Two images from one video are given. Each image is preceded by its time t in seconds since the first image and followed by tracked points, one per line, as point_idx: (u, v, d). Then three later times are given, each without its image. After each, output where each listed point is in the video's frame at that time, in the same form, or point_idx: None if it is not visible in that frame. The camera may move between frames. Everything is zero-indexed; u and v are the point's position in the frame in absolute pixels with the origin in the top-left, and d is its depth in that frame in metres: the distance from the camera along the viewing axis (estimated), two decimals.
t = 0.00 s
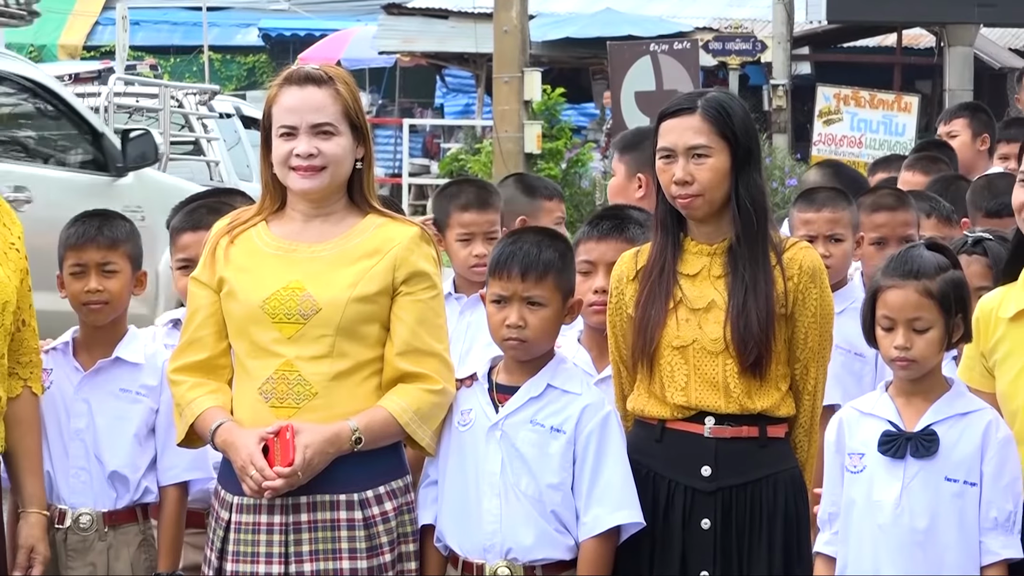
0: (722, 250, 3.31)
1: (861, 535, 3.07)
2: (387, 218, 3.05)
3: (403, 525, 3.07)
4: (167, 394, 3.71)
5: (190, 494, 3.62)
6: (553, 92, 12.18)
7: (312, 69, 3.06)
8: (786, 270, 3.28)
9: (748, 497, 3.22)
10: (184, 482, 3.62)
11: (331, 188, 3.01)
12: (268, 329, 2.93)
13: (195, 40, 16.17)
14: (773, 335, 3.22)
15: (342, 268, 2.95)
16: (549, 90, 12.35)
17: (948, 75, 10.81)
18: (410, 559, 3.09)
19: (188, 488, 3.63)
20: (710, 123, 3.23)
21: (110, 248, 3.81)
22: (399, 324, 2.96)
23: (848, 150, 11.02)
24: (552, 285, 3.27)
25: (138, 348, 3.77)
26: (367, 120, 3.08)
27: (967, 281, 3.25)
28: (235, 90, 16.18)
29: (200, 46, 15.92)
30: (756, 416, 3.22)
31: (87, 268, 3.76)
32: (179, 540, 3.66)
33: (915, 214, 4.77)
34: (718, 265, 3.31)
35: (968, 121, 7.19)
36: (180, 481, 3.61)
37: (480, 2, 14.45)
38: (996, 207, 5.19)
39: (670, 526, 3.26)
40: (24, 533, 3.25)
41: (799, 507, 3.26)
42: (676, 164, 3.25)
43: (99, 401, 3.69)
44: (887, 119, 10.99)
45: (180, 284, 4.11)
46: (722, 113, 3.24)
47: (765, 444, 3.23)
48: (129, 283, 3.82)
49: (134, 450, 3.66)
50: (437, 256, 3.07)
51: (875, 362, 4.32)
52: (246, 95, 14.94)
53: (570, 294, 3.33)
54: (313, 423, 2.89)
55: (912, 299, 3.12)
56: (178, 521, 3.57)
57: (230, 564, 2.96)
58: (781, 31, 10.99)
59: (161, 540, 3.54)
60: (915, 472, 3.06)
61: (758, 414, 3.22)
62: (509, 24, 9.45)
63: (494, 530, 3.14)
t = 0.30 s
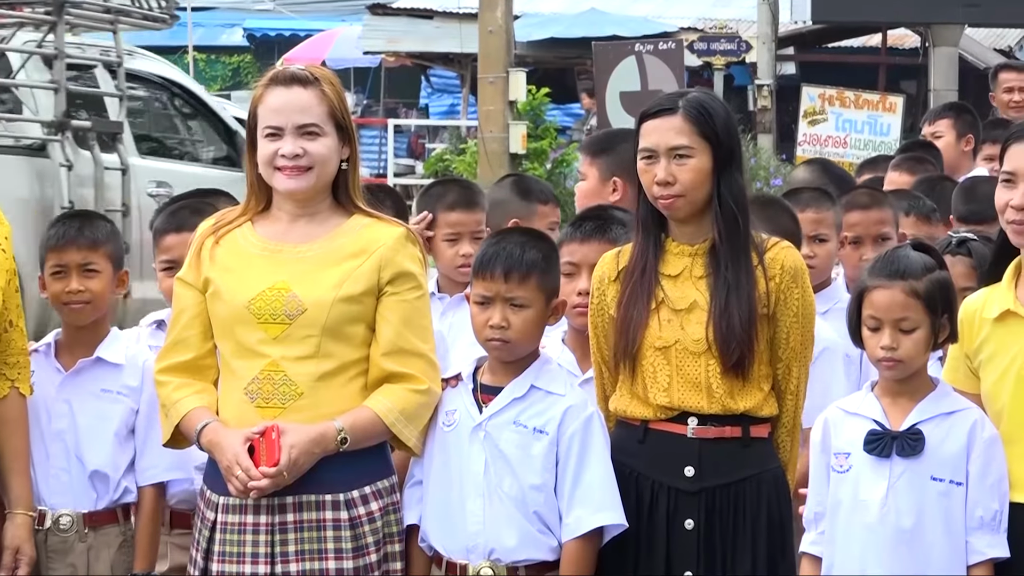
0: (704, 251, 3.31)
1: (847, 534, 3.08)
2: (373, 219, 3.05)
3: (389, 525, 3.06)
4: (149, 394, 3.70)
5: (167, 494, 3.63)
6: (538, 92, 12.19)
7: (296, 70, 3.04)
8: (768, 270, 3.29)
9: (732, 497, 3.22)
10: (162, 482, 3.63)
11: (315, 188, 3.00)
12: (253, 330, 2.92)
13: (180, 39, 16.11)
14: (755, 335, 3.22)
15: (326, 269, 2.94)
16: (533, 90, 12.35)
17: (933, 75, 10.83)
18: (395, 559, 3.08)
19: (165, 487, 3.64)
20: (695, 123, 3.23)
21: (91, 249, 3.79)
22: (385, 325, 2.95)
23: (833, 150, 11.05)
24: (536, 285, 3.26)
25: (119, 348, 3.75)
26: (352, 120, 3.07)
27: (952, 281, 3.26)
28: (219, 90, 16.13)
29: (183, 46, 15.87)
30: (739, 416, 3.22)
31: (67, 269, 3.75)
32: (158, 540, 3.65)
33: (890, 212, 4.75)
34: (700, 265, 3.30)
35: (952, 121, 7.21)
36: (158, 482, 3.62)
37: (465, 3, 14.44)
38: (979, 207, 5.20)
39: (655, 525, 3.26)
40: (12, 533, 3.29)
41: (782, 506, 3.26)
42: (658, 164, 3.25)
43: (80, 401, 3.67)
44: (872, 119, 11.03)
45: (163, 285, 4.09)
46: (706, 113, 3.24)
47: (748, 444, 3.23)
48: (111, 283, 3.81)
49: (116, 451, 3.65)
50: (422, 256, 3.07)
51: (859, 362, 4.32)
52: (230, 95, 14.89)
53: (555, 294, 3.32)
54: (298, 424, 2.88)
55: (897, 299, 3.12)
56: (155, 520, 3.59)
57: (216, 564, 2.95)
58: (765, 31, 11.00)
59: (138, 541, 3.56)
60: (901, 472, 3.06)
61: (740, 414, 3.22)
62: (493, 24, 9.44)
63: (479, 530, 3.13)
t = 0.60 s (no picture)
0: (686, 251, 3.30)
1: (835, 534, 3.07)
2: (359, 219, 3.03)
3: (375, 525, 3.05)
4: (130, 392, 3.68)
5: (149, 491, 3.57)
6: (525, 92, 12.19)
7: (282, 70, 3.03)
8: (750, 271, 3.28)
9: (718, 496, 3.21)
10: (142, 480, 3.58)
11: (300, 188, 2.98)
12: (238, 330, 2.90)
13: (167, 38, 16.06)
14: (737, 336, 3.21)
15: (310, 268, 2.92)
16: (520, 90, 12.34)
17: (920, 75, 10.82)
18: (381, 559, 3.06)
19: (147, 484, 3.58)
20: (680, 124, 3.22)
21: (72, 248, 3.76)
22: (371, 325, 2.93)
23: (820, 151, 11.06)
24: (521, 285, 3.25)
25: (101, 347, 3.73)
26: (337, 120, 3.05)
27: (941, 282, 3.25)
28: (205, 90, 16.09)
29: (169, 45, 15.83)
30: (722, 417, 3.21)
31: (50, 270, 3.72)
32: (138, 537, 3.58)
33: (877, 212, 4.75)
34: (682, 265, 3.29)
35: (940, 122, 7.20)
36: (139, 478, 3.57)
37: (452, 3, 14.43)
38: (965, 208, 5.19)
39: (641, 525, 3.25)
40: None
41: (768, 507, 3.26)
42: (640, 164, 3.24)
43: (61, 401, 3.65)
44: (859, 119, 11.01)
45: (148, 285, 4.07)
46: (690, 114, 3.24)
47: (732, 444, 3.22)
48: (93, 282, 3.79)
49: (98, 451, 3.62)
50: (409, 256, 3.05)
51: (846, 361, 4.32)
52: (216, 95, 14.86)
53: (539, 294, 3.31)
54: (283, 423, 2.86)
55: (883, 299, 3.12)
56: (134, 518, 3.53)
57: (201, 564, 2.93)
58: (752, 31, 11.01)
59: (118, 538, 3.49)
60: (888, 472, 3.05)
61: (723, 415, 3.21)
62: (480, 24, 9.42)
63: (464, 530, 3.12)
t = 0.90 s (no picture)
0: (658, 250, 3.28)
1: (811, 533, 3.07)
2: (331, 218, 3.00)
3: (348, 525, 3.02)
4: (105, 393, 3.62)
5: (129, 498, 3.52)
6: (501, 92, 12.18)
7: (253, 70, 3.00)
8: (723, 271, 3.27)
9: (692, 494, 3.20)
10: (122, 486, 3.52)
11: (271, 188, 2.94)
12: (209, 329, 2.87)
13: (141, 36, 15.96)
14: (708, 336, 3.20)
15: (282, 267, 2.89)
16: (495, 90, 12.33)
17: (894, 75, 10.85)
18: (354, 559, 3.03)
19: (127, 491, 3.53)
20: (657, 123, 3.21)
21: (48, 251, 3.68)
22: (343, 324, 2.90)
23: (794, 151, 11.10)
24: (496, 285, 3.23)
25: (76, 349, 3.67)
26: (308, 120, 3.02)
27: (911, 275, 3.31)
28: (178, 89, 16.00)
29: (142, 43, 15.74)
30: (695, 416, 3.20)
31: (26, 272, 3.64)
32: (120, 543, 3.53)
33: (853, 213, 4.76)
34: (654, 264, 3.28)
35: (902, 128, 6.97)
36: (119, 483, 3.51)
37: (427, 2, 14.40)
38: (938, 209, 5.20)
39: (616, 525, 3.23)
40: None
41: (743, 507, 3.25)
42: (618, 162, 3.22)
43: (35, 403, 3.61)
44: (832, 119, 11.05)
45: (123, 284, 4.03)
46: (667, 113, 3.22)
47: (705, 443, 3.21)
48: (69, 284, 3.72)
49: (71, 454, 3.56)
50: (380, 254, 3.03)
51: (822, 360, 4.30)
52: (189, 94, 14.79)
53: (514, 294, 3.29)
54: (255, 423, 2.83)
55: (859, 299, 3.12)
56: (116, 523, 3.46)
57: (174, 564, 2.90)
58: (727, 31, 11.04)
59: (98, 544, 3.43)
60: (864, 471, 3.05)
61: (696, 414, 3.20)
62: (456, 23, 9.40)
63: (437, 529, 3.09)
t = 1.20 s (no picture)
0: (641, 249, 3.28)
1: (795, 532, 3.06)
2: (314, 217, 2.98)
3: (329, 525, 3.00)
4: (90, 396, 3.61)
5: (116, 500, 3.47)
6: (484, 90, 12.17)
7: (234, 70, 2.97)
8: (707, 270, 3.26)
9: (676, 494, 3.19)
10: (108, 489, 3.48)
11: (252, 188, 2.92)
12: (192, 328, 2.85)
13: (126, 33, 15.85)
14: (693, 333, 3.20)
15: (263, 265, 2.87)
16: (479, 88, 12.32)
17: (877, 75, 10.83)
18: (337, 559, 3.01)
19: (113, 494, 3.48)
20: (645, 124, 3.20)
21: (37, 251, 3.65)
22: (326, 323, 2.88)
23: (777, 150, 11.12)
24: (480, 286, 3.21)
25: (61, 351, 3.65)
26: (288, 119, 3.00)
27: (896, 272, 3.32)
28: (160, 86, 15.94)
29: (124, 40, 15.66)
30: (680, 416, 3.19)
31: (12, 271, 3.61)
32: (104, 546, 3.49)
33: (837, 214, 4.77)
34: (637, 263, 3.27)
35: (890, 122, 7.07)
36: (104, 486, 3.47)
37: None
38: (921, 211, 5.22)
39: (599, 524, 3.22)
40: None
41: (726, 507, 3.24)
42: (607, 163, 3.21)
43: (21, 403, 3.58)
44: (815, 119, 11.06)
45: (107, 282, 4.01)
46: (656, 115, 3.21)
47: (689, 443, 3.20)
48: (55, 286, 3.68)
49: (56, 455, 3.54)
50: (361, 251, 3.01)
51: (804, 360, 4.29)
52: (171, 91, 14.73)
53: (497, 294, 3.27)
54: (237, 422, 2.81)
55: (844, 299, 3.11)
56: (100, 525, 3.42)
57: (156, 563, 2.88)
58: (710, 31, 11.05)
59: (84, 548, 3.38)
60: (848, 472, 3.04)
61: (680, 412, 3.19)
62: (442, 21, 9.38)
63: (419, 528, 3.08)
